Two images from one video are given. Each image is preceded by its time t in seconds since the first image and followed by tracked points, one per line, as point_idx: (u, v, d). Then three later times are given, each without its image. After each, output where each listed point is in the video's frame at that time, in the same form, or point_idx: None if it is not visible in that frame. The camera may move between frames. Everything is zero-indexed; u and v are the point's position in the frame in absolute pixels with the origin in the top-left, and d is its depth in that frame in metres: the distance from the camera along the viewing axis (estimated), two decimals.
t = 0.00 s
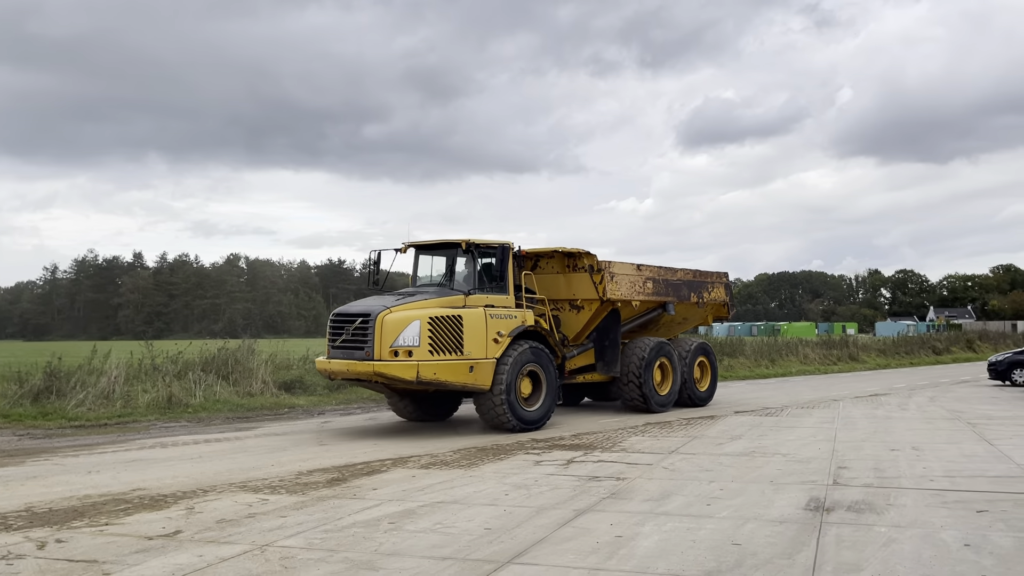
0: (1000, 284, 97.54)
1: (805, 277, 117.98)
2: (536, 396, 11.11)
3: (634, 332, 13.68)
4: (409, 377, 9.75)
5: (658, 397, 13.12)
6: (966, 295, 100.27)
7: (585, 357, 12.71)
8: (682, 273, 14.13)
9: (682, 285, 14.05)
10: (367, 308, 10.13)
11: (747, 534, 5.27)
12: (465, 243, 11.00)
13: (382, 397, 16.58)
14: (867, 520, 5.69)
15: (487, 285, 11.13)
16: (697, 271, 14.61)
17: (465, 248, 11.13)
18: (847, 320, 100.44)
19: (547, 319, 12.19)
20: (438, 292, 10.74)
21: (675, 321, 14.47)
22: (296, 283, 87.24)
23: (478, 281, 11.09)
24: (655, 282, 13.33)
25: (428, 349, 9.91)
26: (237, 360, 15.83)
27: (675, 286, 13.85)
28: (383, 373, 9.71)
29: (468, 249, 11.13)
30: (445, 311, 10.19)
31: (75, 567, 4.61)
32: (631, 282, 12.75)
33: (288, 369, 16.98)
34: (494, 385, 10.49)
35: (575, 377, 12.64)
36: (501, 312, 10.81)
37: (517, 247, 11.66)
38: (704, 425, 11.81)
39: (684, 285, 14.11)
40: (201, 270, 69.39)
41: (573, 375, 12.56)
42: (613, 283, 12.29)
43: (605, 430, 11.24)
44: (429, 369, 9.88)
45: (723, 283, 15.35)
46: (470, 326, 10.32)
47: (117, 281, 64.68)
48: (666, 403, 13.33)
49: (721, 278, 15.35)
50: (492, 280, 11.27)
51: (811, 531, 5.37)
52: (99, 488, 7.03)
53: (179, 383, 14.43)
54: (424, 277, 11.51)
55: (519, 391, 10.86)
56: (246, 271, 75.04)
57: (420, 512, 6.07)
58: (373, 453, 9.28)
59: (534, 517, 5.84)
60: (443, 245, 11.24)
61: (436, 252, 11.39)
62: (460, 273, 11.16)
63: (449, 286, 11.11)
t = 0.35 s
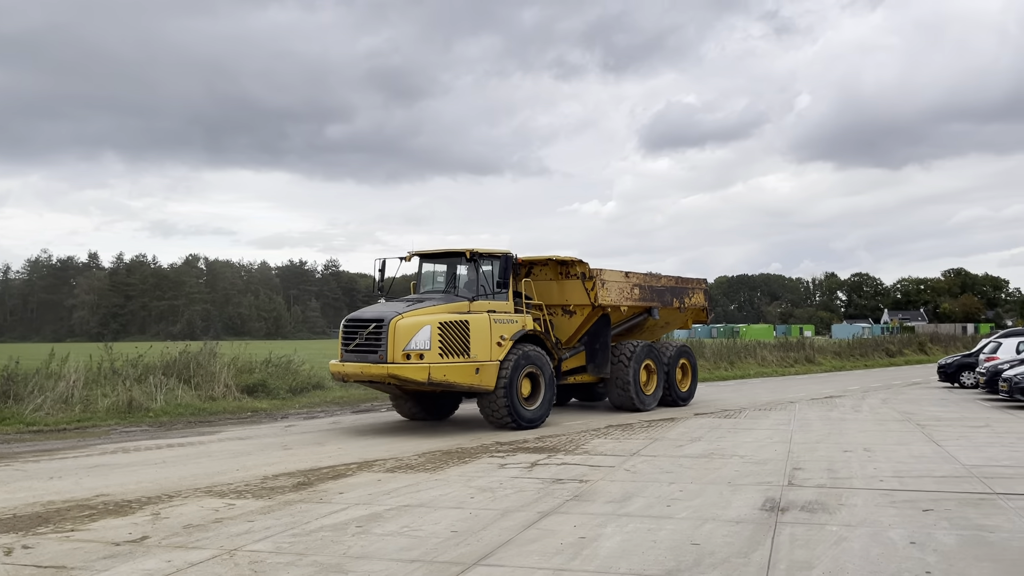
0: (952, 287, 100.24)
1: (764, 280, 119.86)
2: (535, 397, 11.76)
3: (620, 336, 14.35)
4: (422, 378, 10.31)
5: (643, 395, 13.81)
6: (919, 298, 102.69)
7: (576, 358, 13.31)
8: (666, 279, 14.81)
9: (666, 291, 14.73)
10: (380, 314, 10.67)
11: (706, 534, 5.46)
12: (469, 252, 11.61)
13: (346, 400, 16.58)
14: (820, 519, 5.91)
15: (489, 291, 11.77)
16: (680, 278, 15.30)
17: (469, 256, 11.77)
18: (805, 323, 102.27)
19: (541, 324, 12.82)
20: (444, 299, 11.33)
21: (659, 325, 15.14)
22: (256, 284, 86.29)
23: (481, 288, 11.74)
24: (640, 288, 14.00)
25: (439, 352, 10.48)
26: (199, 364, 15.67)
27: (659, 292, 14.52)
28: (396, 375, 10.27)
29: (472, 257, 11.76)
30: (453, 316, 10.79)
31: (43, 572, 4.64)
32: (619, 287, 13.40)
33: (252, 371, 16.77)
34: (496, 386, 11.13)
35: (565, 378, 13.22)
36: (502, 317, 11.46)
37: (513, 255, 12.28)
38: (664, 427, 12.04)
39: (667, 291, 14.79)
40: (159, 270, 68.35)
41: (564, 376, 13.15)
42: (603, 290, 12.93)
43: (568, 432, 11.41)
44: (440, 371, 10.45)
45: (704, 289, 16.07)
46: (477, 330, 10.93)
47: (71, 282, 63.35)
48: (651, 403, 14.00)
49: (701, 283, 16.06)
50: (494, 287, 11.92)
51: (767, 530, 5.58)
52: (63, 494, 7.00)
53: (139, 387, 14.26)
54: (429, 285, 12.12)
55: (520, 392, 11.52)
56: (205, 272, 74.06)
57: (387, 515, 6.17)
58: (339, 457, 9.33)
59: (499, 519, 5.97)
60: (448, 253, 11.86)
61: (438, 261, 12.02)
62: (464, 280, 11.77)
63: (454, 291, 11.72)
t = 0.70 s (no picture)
0: (914, 293, 102.27)
1: (731, 285, 121.24)
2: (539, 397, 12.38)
3: (614, 340, 15.03)
4: (438, 379, 10.89)
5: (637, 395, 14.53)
6: (882, 303, 104.57)
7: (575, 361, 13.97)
8: (656, 284, 15.54)
9: (655, 296, 15.45)
10: (398, 318, 11.25)
11: (683, 533, 5.61)
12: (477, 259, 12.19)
13: (319, 404, 16.57)
14: (792, 518, 6.10)
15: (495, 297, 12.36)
16: (667, 283, 16.04)
17: (478, 262, 12.35)
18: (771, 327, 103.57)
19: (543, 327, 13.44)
20: (454, 304, 11.91)
21: (649, 329, 15.85)
22: (222, 286, 85.34)
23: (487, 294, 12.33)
24: (633, 293, 14.70)
25: (454, 354, 11.07)
26: (170, 367, 15.56)
27: (649, 297, 15.23)
28: (414, 376, 10.85)
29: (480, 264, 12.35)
30: (466, 320, 11.38)
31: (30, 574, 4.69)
32: (615, 293, 14.11)
33: (226, 374, 16.66)
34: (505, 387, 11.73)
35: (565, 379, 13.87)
36: (511, 321, 12.05)
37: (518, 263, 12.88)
38: (637, 430, 12.21)
39: (657, 296, 15.52)
40: (123, 272, 67.32)
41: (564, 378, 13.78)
42: (601, 295, 13.59)
43: (543, 435, 11.53)
44: (455, 372, 11.03)
45: (689, 294, 16.86)
46: (488, 334, 11.52)
47: (32, 283, 62.17)
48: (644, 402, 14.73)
49: (686, 289, 16.83)
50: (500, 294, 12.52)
51: (741, 529, 5.74)
52: (40, 497, 6.98)
53: (109, 391, 14.11)
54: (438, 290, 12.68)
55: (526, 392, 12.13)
56: (171, 274, 73.11)
57: (369, 517, 6.24)
58: (316, 460, 9.36)
59: (480, 520, 6.07)
60: (458, 261, 12.42)
61: (446, 267, 12.58)
62: (471, 285, 12.34)
63: (464, 296, 12.26)
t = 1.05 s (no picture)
0: (886, 301, 103.83)
1: (707, 292, 122.19)
2: (545, 399, 13.08)
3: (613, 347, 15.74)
4: (453, 383, 11.49)
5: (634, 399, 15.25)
6: (855, 311, 105.95)
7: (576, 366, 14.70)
8: (651, 294, 16.28)
9: (651, 306, 16.20)
10: (415, 324, 11.79)
11: (669, 535, 5.76)
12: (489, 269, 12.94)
13: (300, 409, 16.58)
14: (773, 520, 6.28)
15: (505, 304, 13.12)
16: (662, 293, 16.81)
17: (489, 273, 13.04)
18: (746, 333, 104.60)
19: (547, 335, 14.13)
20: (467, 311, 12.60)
21: (645, 337, 16.58)
22: (197, 290, 84.64)
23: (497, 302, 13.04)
24: (630, 302, 15.44)
25: (469, 360, 11.65)
26: (150, 372, 15.49)
27: (645, 306, 15.98)
28: (430, 379, 11.43)
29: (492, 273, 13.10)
30: (480, 327, 11.94)
31: None
32: (614, 302, 14.82)
33: (208, 379, 16.62)
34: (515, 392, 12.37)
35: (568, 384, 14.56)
36: (519, 328, 12.66)
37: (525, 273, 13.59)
38: (618, 435, 12.38)
39: (652, 306, 16.27)
40: (96, 275, 66.54)
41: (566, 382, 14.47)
42: (601, 303, 14.33)
43: (526, 440, 11.66)
44: (469, 377, 11.63)
45: (682, 303, 17.63)
46: (500, 340, 12.12)
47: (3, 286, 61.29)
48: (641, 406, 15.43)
49: (679, 299, 17.61)
50: (509, 303, 13.25)
51: (724, 531, 5.91)
52: (28, 502, 7.00)
53: (89, 396, 14.03)
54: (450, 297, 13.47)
55: (535, 396, 12.80)
56: (145, 277, 72.40)
57: (359, 520, 6.33)
58: (302, 465, 9.42)
59: (470, 524, 6.18)
60: (469, 270, 13.13)
61: (457, 276, 13.32)
62: (481, 293, 13.05)
63: (473, 304, 12.98)
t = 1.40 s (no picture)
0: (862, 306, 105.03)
1: (685, 296, 122.92)
2: (547, 400, 13.71)
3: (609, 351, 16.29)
4: (464, 385, 12.09)
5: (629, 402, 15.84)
6: (831, 316, 107.04)
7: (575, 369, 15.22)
8: (644, 301, 16.88)
9: (644, 311, 16.79)
10: (426, 329, 12.41)
11: (651, 534, 5.90)
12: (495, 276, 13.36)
13: (282, 412, 16.61)
14: (752, 520, 6.44)
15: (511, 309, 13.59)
16: (654, 299, 17.43)
17: (495, 279, 13.50)
18: (724, 338, 105.37)
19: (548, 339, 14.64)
20: (475, 317, 13.09)
21: (638, 342, 17.15)
22: (173, 293, 83.87)
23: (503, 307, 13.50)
24: (625, 307, 16.02)
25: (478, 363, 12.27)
26: (132, 375, 15.45)
27: (638, 312, 16.56)
28: (442, 381, 12.04)
29: (498, 281, 13.51)
30: (487, 332, 12.59)
31: None
32: (610, 308, 15.40)
33: (190, 383, 16.60)
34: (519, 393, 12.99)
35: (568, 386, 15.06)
36: (523, 333, 13.31)
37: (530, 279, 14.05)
38: (600, 438, 12.54)
39: (645, 312, 16.86)
40: (71, 277, 65.86)
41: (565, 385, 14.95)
42: (599, 309, 14.89)
43: (508, 443, 11.78)
44: (478, 379, 12.24)
45: (672, 309, 18.26)
46: (506, 344, 12.77)
47: None
48: (636, 408, 16.02)
49: (669, 305, 18.23)
50: (515, 308, 13.72)
51: (705, 531, 6.06)
52: (16, 503, 7.03)
53: (70, 399, 13.98)
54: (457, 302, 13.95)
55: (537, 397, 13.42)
56: (121, 280, 71.73)
57: (347, 521, 6.42)
58: (287, 467, 9.49)
59: (456, 524, 6.29)
60: (475, 277, 13.61)
61: (464, 282, 13.75)
62: (487, 299, 13.48)
63: (480, 309, 13.44)
